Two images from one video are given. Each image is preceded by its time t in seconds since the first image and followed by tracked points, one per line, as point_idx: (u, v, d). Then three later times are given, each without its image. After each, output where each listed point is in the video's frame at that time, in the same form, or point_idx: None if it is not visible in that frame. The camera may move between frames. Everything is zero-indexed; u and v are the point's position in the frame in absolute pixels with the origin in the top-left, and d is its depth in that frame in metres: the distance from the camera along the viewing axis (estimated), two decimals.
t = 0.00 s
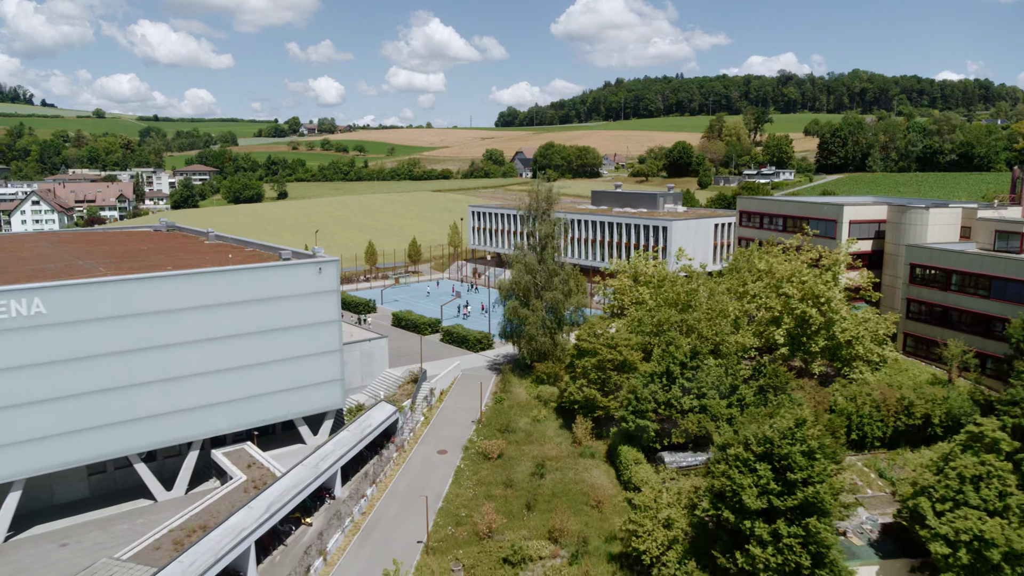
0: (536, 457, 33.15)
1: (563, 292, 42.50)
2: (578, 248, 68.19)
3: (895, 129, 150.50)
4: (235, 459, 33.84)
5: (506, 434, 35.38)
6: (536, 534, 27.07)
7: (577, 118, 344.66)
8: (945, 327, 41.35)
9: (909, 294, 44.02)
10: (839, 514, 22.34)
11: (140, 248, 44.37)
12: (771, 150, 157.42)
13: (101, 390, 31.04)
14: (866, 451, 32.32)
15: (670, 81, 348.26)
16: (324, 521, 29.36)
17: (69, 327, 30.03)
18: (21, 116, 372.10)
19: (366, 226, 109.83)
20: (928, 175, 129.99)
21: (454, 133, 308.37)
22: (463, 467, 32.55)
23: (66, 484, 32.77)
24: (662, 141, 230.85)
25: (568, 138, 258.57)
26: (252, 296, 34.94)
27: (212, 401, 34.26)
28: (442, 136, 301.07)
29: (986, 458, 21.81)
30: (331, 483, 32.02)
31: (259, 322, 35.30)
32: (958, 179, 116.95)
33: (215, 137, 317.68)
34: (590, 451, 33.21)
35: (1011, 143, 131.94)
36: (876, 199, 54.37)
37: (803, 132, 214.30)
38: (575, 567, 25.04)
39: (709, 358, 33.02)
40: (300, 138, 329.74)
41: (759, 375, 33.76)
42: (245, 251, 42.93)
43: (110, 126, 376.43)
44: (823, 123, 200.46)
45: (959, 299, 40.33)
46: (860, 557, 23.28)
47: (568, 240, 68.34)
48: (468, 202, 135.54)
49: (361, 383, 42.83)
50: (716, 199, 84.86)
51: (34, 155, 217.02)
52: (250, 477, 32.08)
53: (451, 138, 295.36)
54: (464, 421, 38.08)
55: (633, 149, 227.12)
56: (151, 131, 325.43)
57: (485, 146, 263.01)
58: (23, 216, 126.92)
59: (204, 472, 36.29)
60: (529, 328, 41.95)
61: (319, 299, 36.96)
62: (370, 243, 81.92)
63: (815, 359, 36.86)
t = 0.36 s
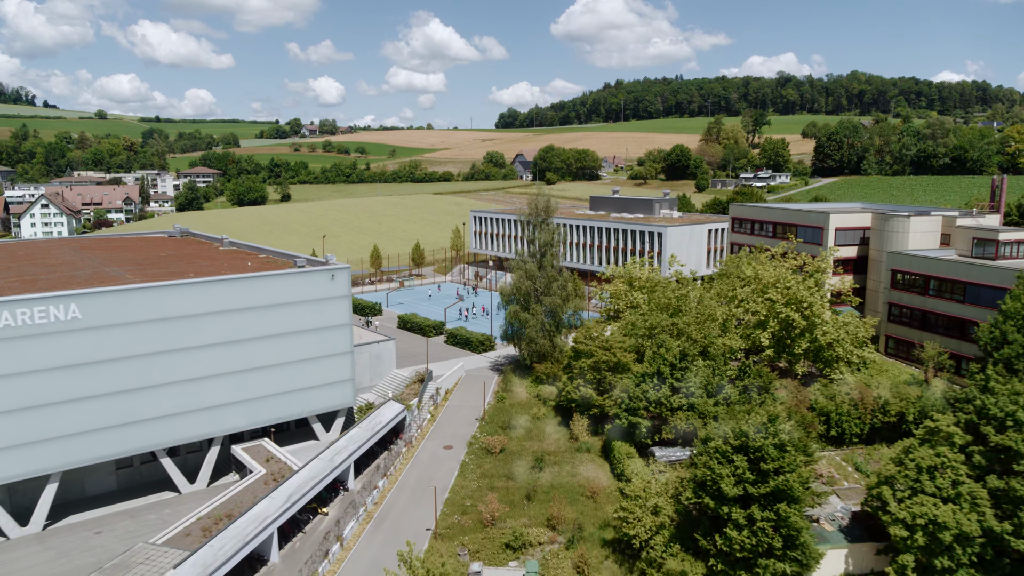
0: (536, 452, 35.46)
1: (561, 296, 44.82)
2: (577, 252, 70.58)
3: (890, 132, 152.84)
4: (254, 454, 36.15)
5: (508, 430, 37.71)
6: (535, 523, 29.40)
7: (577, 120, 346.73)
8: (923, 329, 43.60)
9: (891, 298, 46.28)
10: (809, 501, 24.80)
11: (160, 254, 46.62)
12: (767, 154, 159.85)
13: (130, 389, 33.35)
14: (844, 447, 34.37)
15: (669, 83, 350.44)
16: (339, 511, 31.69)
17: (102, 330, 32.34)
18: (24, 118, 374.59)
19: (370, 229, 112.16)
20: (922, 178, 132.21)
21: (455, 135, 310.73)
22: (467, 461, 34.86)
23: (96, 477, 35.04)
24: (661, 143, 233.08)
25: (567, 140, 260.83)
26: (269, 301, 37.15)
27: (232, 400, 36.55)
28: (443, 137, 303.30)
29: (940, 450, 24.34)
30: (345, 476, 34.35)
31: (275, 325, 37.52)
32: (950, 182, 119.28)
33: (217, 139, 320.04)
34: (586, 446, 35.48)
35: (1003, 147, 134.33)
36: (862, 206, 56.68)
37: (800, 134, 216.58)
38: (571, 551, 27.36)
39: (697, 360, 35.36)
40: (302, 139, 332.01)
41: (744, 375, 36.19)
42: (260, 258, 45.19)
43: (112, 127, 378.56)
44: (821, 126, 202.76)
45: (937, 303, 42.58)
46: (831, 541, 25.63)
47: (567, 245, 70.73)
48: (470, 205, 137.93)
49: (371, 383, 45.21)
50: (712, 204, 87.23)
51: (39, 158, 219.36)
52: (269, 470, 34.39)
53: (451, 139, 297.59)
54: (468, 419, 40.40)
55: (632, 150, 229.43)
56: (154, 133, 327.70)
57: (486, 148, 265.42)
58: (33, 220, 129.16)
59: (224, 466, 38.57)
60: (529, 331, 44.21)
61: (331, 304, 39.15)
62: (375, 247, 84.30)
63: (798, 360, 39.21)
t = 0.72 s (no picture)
0: (536, 446, 37.67)
1: (559, 299, 47.02)
2: (576, 255, 72.73)
3: (885, 135, 155.09)
4: (269, 449, 38.33)
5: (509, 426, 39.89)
6: (534, 512, 31.65)
7: (577, 121, 349.03)
8: (904, 331, 45.75)
9: (875, 301, 48.42)
10: (785, 490, 27.12)
11: (176, 259, 48.79)
12: (764, 156, 162.17)
13: (154, 387, 35.54)
14: (826, 442, 36.60)
15: (669, 83, 352.69)
16: (351, 501, 33.91)
17: (129, 333, 34.48)
18: (27, 118, 377.09)
19: (373, 231, 114.39)
20: (916, 181, 134.33)
21: (455, 136, 313.21)
22: (471, 456, 37.06)
23: (121, 471, 37.20)
24: (660, 144, 235.20)
25: (567, 141, 262.90)
26: (283, 305, 39.27)
27: (248, 398, 38.70)
28: (443, 138, 305.49)
29: (905, 444, 26.57)
30: (356, 470, 36.54)
31: (289, 327, 39.63)
32: (943, 185, 121.56)
33: (219, 140, 322.48)
34: (583, 442, 37.69)
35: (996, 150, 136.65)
36: (850, 212, 58.71)
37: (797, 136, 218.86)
38: (567, 537, 29.60)
39: (687, 360, 37.48)
40: (303, 140, 334.41)
41: (732, 375, 38.38)
42: (272, 263, 47.38)
43: (114, 128, 380.95)
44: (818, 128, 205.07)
45: (917, 306, 44.70)
46: (807, 527, 27.91)
47: (566, 248, 72.91)
48: (471, 207, 140.24)
49: (378, 382, 47.54)
50: (708, 207, 89.42)
51: (44, 159, 221.73)
52: (284, 464, 36.59)
53: (452, 140, 299.73)
54: (472, 416, 42.60)
55: (631, 151, 231.83)
56: (156, 133, 330.10)
57: (486, 149, 267.66)
58: (41, 222, 131.46)
59: (240, 461, 40.76)
60: (529, 332, 46.35)
61: (341, 307, 41.27)
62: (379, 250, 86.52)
63: (784, 360, 41.32)
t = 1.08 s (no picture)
0: (537, 440, 39.95)
1: (557, 301, 49.23)
2: (575, 258, 74.90)
3: (880, 137, 157.24)
4: (284, 444, 40.55)
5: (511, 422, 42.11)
6: (535, 501, 33.89)
7: (577, 121, 351.27)
8: (887, 331, 48.01)
9: (860, 303, 50.62)
10: (766, 480, 29.45)
11: (191, 263, 50.96)
12: (762, 158, 164.26)
13: (177, 385, 37.72)
14: (811, 437, 38.90)
15: (668, 83, 354.56)
16: (363, 492, 36.18)
17: (153, 333, 36.61)
18: (29, 118, 379.33)
19: (376, 233, 116.61)
20: (910, 183, 136.56)
21: (455, 136, 315.33)
22: (475, 449, 39.30)
23: (144, 464, 39.43)
24: (659, 145, 237.30)
25: (567, 142, 264.89)
26: (297, 307, 41.42)
27: (264, 395, 40.85)
28: (444, 138, 307.57)
29: (878, 437, 28.76)
30: (366, 462, 38.79)
31: (302, 328, 41.77)
32: (936, 186, 123.66)
33: (221, 140, 324.69)
34: (580, 437, 40.02)
35: (990, 152, 138.81)
36: (839, 216, 60.79)
37: (795, 137, 220.96)
38: (565, 524, 31.90)
39: (679, 358, 39.60)
40: (304, 140, 336.61)
41: (721, 374, 40.59)
42: (284, 267, 49.57)
43: (116, 128, 383.19)
44: (815, 128, 207.13)
45: (900, 308, 46.90)
46: (787, 515, 30.32)
47: (565, 251, 75.08)
48: (472, 208, 142.43)
49: (386, 380, 49.90)
50: (703, 210, 91.62)
51: (49, 161, 224.07)
52: (299, 457, 38.82)
53: (452, 141, 301.86)
54: (475, 412, 44.84)
55: (630, 152, 233.96)
56: (159, 133, 332.09)
57: (487, 149, 269.73)
58: (49, 224, 133.59)
59: (255, 455, 42.97)
60: (530, 333, 48.58)
61: (351, 309, 43.40)
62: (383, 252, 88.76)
63: (772, 360, 43.52)
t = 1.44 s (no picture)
0: (537, 435, 42.20)
1: (556, 303, 51.40)
2: (574, 260, 77.09)
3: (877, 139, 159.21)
4: (297, 438, 42.77)
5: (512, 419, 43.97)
6: (535, 492, 36.10)
7: (577, 121, 353.42)
8: (872, 332, 50.13)
9: (847, 305, 52.71)
10: (750, 471, 31.83)
11: (206, 266, 53.17)
12: (759, 160, 166.34)
13: (198, 382, 39.91)
14: (796, 431, 41.16)
15: (668, 83, 356.30)
16: (373, 483, 38.44)
17: (176, 333, 38.78)
18: (32, 118, 381.72)
19: (379, 234, 118.85)
20: (905, 184, 138.83)
21: (456, 136, 317.32)
22: (478, 443, 41.55)
23: (165, 457, 41.65)
24: (658, 145, 239.42)
25: (567, 142, 267.00)
26: (309, 309, 43.54)
27: (278, 392, 43.01)
28: (445, 138, 309.74)
29: (852, 430, 31.18)
30: (376, 456, 41.05)
31: (314, 328, 43.92)
32: (930, 188, 125.78)
33: (223, 140, 326.77)
34: (578, 432, 42.34)
35: (983, 154, 141.02)
36: (829, 220, 62.93)
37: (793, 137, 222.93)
38: (563, 512, 34.20)
39: (671, 357, 41.74)
40: (305, 140, 338.60)
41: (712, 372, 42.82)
42: (295, 271, 51.76)
43: (119, 127, 385.22)
44: (812, 129, 209.11)
45: (883, 309, 49.05)
46: (769, 503, 32.72)
47: (564, 253, 77.28)
48: (473, 209, 144.64)
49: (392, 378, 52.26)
50: (699, 212, 93.83)
51: (54, 162, 226.48)
52: (312, 451, 41.05)
53: (453, 141, 304.09)
54: (478, 409, 47.08)
55: (630, 152, 235.93)
56: (162, 133, 333.92)
57: (488, 149, 271.78)
58: (57, 225, 135.73)
59: (269, 449, 45.23)
60: (530, 333, 50.77)
61: (360, 310, 45.54)
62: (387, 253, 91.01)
63: (761, 359, 45.81)
